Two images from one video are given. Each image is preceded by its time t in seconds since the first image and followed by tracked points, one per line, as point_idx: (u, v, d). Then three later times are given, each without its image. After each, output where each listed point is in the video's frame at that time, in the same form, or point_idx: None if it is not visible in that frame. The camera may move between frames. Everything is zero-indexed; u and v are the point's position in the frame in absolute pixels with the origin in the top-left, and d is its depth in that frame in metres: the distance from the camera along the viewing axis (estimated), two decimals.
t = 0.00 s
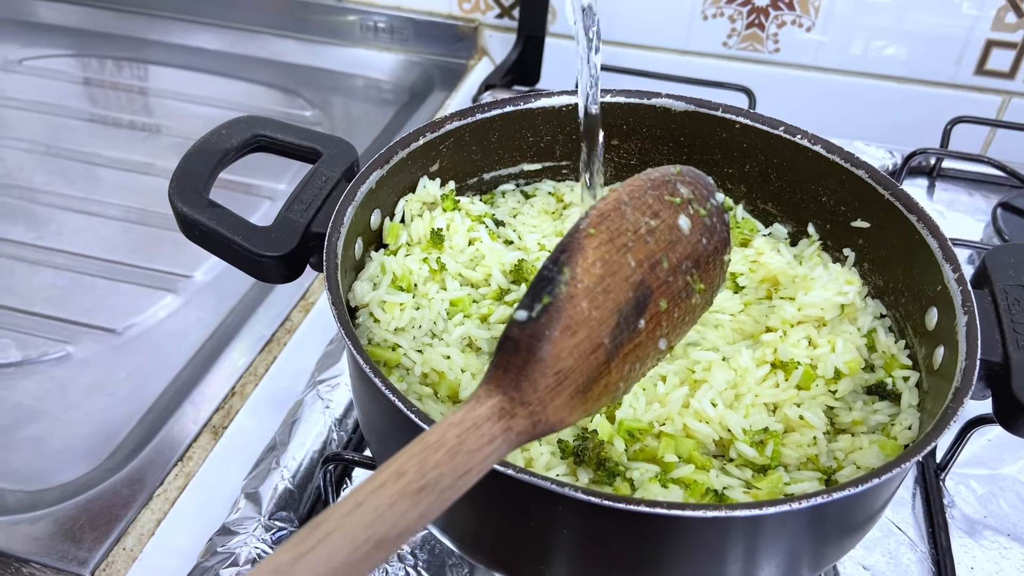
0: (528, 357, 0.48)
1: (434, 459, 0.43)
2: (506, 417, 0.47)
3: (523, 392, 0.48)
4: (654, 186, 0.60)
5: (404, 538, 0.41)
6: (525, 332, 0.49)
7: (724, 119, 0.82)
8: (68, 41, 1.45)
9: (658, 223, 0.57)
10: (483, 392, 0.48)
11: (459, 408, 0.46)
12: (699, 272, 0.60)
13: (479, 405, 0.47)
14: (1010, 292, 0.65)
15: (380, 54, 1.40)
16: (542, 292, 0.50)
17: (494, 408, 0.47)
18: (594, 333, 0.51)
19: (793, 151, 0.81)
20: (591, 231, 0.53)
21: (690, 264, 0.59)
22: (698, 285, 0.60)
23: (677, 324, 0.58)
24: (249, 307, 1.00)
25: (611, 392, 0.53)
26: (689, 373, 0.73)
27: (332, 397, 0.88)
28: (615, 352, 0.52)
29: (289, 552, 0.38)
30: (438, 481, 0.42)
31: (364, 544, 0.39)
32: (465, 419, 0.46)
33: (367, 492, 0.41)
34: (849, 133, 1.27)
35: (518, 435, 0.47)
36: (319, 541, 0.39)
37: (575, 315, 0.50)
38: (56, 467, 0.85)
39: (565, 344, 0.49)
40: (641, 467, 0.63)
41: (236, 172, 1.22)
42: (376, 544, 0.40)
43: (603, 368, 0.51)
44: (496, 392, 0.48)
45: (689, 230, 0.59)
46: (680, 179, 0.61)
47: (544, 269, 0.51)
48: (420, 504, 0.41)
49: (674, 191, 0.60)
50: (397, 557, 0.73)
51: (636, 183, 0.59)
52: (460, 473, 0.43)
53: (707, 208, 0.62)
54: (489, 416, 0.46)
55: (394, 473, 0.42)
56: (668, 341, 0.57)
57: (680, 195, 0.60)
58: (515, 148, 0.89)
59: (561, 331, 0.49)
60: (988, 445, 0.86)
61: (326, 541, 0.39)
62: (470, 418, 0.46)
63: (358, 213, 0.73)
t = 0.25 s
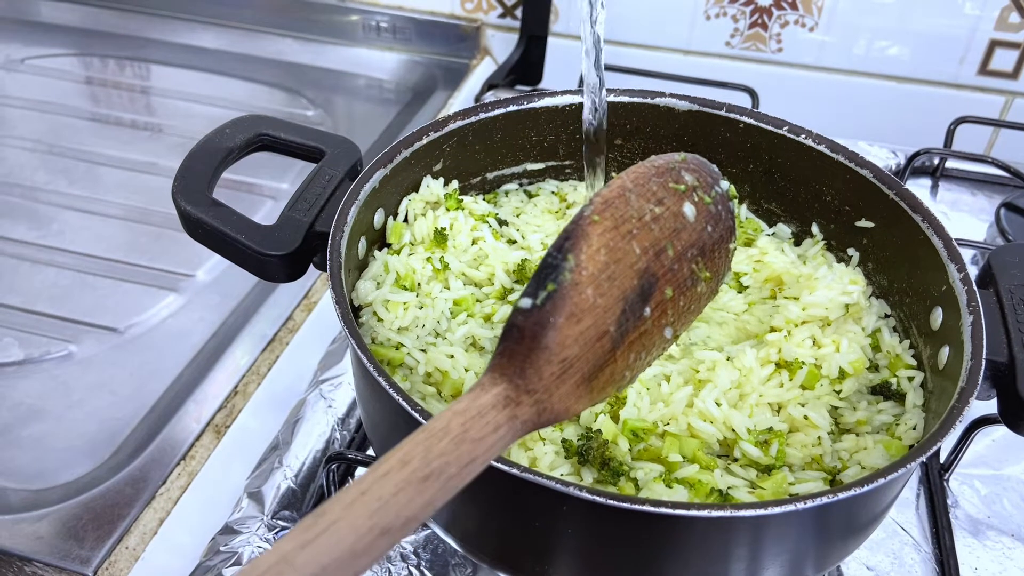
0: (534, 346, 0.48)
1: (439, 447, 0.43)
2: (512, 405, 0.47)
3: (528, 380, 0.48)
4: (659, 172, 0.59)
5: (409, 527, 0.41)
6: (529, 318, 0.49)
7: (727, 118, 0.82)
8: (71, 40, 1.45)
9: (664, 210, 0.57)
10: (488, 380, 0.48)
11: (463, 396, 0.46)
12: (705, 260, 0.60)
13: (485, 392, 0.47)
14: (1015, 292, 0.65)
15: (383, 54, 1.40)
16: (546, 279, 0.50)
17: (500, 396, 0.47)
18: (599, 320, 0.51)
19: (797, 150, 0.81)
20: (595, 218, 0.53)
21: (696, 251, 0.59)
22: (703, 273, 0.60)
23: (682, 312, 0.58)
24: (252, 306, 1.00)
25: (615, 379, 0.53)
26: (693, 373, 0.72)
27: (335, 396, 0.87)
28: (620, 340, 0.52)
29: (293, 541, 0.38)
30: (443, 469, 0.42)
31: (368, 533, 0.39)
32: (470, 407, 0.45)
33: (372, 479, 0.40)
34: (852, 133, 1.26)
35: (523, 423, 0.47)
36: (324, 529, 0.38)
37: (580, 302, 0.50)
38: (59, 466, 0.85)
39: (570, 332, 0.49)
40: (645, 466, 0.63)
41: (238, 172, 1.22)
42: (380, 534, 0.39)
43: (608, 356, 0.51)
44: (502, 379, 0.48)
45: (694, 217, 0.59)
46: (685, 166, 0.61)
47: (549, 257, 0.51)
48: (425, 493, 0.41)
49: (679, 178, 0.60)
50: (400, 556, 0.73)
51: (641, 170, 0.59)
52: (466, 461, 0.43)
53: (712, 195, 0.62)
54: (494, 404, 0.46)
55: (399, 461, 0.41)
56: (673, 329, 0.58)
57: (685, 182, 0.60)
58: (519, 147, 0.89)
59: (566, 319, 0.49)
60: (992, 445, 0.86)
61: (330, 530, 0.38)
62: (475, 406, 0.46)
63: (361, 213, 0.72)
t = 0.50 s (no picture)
0: (533, 343, 0.48)
1: (437, 444, 0.43)
2: (510, 403, 0.47)
3: (527, 377, 0.48)
4: (657, 171, 0.60)
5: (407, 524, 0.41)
6: (528, 316, 0.49)
7: (728, 119, 0.82)
8: (73, 41, 1.45)
9: (662, 209, 0.57)
10: (486, 376, 0.48)
11: (462, 393, 0.46)
12: (703, 259, 0.60)
13: (484, 389, 0.47)
14: (1015, 293, 0.65)
15: (385, 55, 1.40)
16: (545, 277, 0.50)
17: (499, 393, 0.47)
18: (598, 318, 0.51)
19: (797, 151, 0.81)
20: (594, 216, 0.53)
21: (695, 248, 0.59)
22: (701, 272, 0.60)
23: (680, 310, 0.59)
24: (253, 307, 1.01)
25: (614, 376, 0.53)
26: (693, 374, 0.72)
27: (335, 397, 0.87)
28: (619, 337, 0.52)
29: (291, 537, 0.38)
30: (442, 466, 0.42)
31: (367, 529, 0.39)
32: (469, 404, 0.45)
33: (371, 476, 0.40)
34: (853, 134, 1.26)
35: (522, 420, 0.47)
36: (322, 525, 0.38)
37: (579, 299, 0.50)
38: (60, 467, 0.85)
39: (569, 329, 0.49)
40: (645, 467, 0.63)
41: (240, 172, 1.22)
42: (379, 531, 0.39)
43: (607, 353, 0.51)
44: (500, 376, 0.48)
45: (692, 216, 0.59)
46: (683, 165, 0.61)
47: (547, 255, 0.51)
48: (424, 490, 0.41)
49: (677, 176, 0.60)
50: (400, 557, 0.73)
51: (639, 168, 0.59)
52: (465, 458, 0.43)
53: (710, 193, 0.62)
54: (493, 401, 0.46)
55: (398, 458, 0.41)
56: (671, 327, 0.58)
57: (684, 180, 0.60)
58: (519, 148, 0.89)
59: (565, 316, 0.49)
60: (992, 447, 0.86)
61: (329, 526, 0.38)
62: (474, 403, 0.46)
63: (362, 213, 0.73)
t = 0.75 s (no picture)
0: (528, 340, 0.48)
1: (432, 438, 0.42)
2: (504, 399, 0.47)
3: (521, 373, 0.47)
4: (654, 167, 0.59)
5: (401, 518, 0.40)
6: (524, 313, 0.48)
7: (729, 116, 0.81)
8: (74, 38, 1.45)
9: (658, 206, 0.57)
10: (481, 372, 0.47)
11: (455, 388, 0.46)
12: (695, 256, 0.60)
13: (477, 386, 0.46)
14: (1018, 291, 0.64)
15: (386, 53, 1.39)
16: (542, 273, 0.49)
17: (493, 389, 0.46)
18: (592, 316, 0.50)
19: (799, 148, 0.80)
20: (592, 212, 0.52)
21: (686, 248, 0.59)
22: (693, 270, 0.60)
23: (670, 307, 0.59)
24: (252, 304, 1.00)
25: (604, 373, 0.53)
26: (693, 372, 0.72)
27: (334, 395, 0.87)
28: (612, 334, 0.52)
29: (287, 530, 0.37)
30: (436, 461, 0.42)
31: (361, 524, 0.39)
32: (463, 399, 0.45)
33: (365, 471, 0.40)
34: (855, 133, 1.26)
35: (515, 416, 0.47)
36: (318, 520, 0.38)
37: (575, 297, 0.49)
38: (58, 464, 0.85)
39: (565, 326, 0.49)
40: (644, 465, 0.62)
41: (239, 170, 1.22)
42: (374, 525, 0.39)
43: (600, 350, 0.51)
44: (494, 373, 0.47)
45: (687, 214, 0.59)
46: (680, 162, 0.61)
47: (544, 251, 0.50)
48: (419, 484, 0.41)
49: (673, 173, 0.60)
50: (398, 555, 0.73)
51: (635, 164, 0.58)
52: (459, 453, 0.43)
53: (704, 191, 0.62)
54: (486, 398, 0.46)
55: (393, 452, 0.41)
56: (661, 324, 0.58)
57: (679, 178, 0.60)
58: (519, 145, 0.88)
59: (561, 313, 0.49)
60: (994, 446, 0.85)
61: (325, 519, 0.38)
62: (468, 399, 0.45)
63: (360, 209, 0.72)
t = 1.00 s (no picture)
0: (532, 330, 0.48)
1: (437, 429, 0.42)
2: (509, 389, 0.46)
3: (526, 364, 0.47)
4: (659, 158, 0.59)
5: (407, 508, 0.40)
6: (528, 303, 0.48)
7: (730, 113, 0.81)
8: (75, 36, 1.45)
9: (662, 197, 0.57)
10: (485, 362, 0.47)
11: (460, 378, 0.46)
12: (700, 247, 0.60)
13: (482, 376, 0.46)
14: (1019, 288, 0.64)
15: (387, 51, 1.39)
16: (546, 263, 0.49)
17: (497, 379, 0.46)
18: (597, 306, 0.50)
19: (800, 145, 0.80)
20: (596, 202, 0.52)
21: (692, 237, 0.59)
22: (698, 260, 0.60)
23: (675, 297, 0.58)
24: (253, 301, 1.00)
25: (608, 363, 0.52)
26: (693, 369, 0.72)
27: (335, 391, 0.87)
28: (617, 325, 0.52)
29: (290, 521, 0.38)
30: (441, 451, 0.42)
31: (365, 514, 0.39)
32: (468, 389, 0.45)
33: (369, 461, 0.40)
34: (857, 131, 1.25)
35: (520, 406, 0.47)
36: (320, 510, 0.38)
37: (579, 287, 0.49)
38: (58, 460, 0.85)
39: (569, 316, 0.49)
40: (644, 461, 0.62)
41: (240, 167, 1.22)
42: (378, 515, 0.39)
43: (605, 340, 0.51)
44: (499, 363, 0.47)
45: (691, 204, 0.59)
46: (685, 152, 0.61)
47: (548, 241, 0.50)
48: (423, 474, 0.41)
49: (678, 163, 0.60)
50: (399, 552, 0.73)
51: (640, 155, 0.58)
52: (463, 444, 0.43)
53: (709, 181, 0.61)
54: (491, 387, 0.46)
55: (397, 442, 0.41)
56: (666, 315, 0.57)
57: (684, 168, 0.60)
58: (520, 142, 0.88)
59: (565, 303, 0.49)
60: (996, 444, 0.85)
61: (327, 510, 0.38)
62: (472, 388, 0.45)
63: (361, 206, 0.72)
